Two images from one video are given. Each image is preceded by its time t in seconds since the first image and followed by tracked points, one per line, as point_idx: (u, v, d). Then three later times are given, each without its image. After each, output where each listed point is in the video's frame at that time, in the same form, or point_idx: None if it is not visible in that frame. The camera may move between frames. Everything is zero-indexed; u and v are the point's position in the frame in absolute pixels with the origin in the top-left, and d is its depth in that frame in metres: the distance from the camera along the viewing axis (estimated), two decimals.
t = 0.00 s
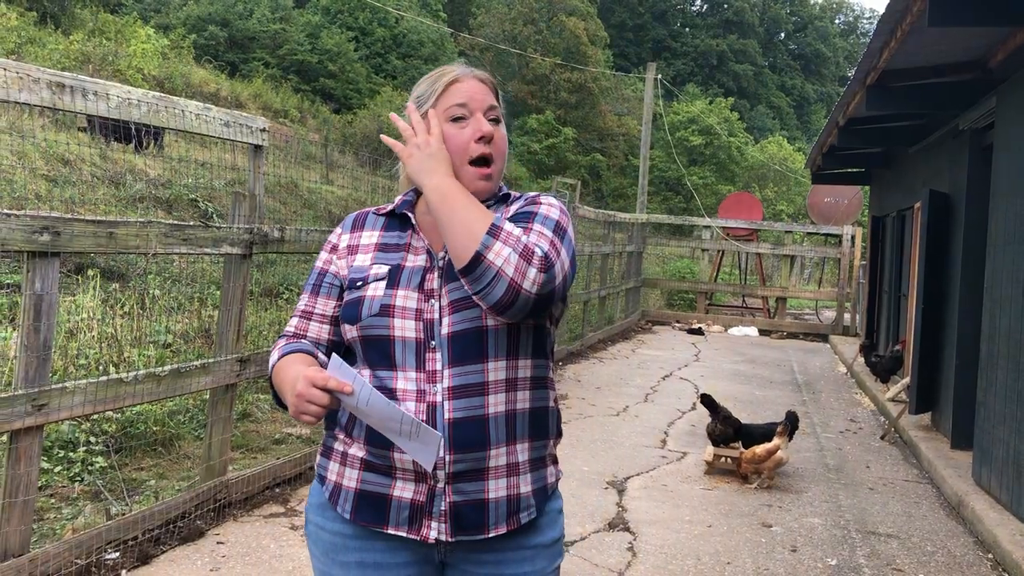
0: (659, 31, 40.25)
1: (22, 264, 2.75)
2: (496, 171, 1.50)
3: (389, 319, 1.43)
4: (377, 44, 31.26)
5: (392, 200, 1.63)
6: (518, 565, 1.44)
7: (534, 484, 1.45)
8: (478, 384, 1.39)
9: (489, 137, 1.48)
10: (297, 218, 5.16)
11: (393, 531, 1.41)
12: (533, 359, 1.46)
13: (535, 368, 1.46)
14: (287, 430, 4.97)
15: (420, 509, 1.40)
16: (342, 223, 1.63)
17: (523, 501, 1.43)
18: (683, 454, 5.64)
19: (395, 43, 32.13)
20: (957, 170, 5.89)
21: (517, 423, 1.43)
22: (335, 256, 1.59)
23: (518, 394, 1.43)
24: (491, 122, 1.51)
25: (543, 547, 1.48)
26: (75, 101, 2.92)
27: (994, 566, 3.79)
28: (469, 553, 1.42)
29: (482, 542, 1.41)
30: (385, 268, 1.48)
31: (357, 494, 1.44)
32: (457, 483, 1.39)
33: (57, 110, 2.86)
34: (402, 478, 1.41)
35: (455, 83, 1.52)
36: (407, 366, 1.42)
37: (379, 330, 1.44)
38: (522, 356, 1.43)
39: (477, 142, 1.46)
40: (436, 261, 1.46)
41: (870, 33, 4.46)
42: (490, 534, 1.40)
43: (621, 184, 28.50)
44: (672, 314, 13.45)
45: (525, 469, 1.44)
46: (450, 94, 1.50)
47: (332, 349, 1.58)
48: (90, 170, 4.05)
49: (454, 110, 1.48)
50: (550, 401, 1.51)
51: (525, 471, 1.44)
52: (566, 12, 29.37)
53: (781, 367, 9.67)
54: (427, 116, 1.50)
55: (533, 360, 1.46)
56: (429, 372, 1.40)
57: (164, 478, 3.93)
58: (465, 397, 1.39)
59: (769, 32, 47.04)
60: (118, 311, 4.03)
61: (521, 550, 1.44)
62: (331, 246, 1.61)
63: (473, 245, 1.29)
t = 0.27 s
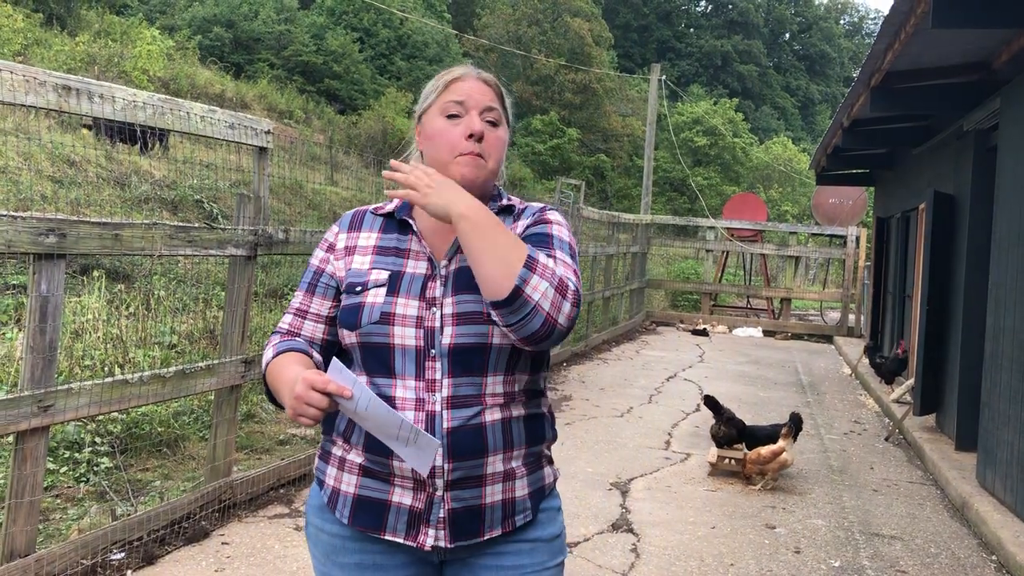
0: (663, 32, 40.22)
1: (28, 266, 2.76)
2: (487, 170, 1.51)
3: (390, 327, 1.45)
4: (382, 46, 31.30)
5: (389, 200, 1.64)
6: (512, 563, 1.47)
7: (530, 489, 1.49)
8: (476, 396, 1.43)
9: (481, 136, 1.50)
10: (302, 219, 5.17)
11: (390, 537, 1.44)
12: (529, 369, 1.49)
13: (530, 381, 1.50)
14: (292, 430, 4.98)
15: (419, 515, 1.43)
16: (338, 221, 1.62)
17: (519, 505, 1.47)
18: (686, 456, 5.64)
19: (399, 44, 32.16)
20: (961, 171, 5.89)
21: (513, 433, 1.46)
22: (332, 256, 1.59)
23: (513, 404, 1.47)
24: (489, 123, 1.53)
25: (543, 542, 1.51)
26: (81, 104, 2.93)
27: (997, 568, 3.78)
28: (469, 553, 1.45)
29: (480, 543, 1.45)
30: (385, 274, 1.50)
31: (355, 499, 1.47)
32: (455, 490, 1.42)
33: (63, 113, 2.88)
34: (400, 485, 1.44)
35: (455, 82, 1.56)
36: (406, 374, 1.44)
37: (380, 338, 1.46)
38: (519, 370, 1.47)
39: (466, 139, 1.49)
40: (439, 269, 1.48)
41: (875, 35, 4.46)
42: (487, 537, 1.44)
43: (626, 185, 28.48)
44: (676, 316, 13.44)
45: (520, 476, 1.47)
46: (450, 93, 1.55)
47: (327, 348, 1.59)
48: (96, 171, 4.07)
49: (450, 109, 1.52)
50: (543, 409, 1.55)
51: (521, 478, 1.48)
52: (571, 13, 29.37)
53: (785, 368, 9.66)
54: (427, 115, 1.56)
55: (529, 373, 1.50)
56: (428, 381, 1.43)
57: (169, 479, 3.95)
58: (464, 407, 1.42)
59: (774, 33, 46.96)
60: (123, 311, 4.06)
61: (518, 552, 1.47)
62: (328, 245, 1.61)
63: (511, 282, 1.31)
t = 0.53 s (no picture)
0: (668, 32, 40.18)
1: (34, 266, 2.78)
2: (499, 157, 1.57)
3: (427, 324, 1.49)
4: (386, 46, 31.34)
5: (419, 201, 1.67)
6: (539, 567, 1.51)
7: (562, 490, 1.53)
8: (513, 396, 1.47)
9: (488, 127, 1.58)
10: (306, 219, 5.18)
11: (423, 536, 1.47)
12: (562, 374, 1.54)
13: (563, 384, 1.55)
14: (296, 430, 4.99)
15: (451, 515, 1.46)
16: (368, 224, 1.65)
17: (549, 507, 1.50)
18: (691, 456, 5.64)
19: (404, 45, 32.18)
20: (966, 171, 5.88)
21: (546, 435, 1.50)
22: (363, 257, 1.62)
23: (546, 407, 1.51)
24: (501, 115, 1.60)
25: (569, 550, 1.54)
26: (88, 106, 2.94)
27: (1003, 569, 3.77)
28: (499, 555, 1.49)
29: (505, 547, 1.48)
30: (419, 273, 1.53)
31: (388, 500, 1.50)
32: (487, 491, 1.46)
33: (69, 114, 2.89)
34: (432, 485, 1.47)
35: (470, 81, 1.66)
36: (444, 372, 1.48)
37: (416, 335, 1.49)
38: (553, 373, 1.52)
39: (474, 129, 1.57)
40: (474, 270, 1.53)
41: (879, 35, 4.45)
42: (517, 539, 1.47)
43: (630, 185, 28.45)
44: (680, 316, 13.42)
45: (553, 477, 1.51)
46: (464, 92, 1.65)
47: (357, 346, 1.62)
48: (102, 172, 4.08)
49: (462, 106, 1.62)
50: (576, 411, 1.58)
51: (553, 480, 1.51)
52: (575, 14, 29.37)
53: (789, 369, 9.65)
54: (446, 115, 1.66)
55: (562, 376, 1.54)
56: (465, 379, 1.47)
57: (174, 479, 3.96)
58: (499, 406, 1.47)
59: (779, 33, 46.87)
60: (128, 311, 4.06)
61: (547, 552, 1.51)
62: (358, 247, 1.64)
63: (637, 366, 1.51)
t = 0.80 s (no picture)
0: (671, 32, 40.16)
1: (38, 265, 2.78)
2: (538, 173, 1.61)
3: (487, 320, 1.51)
4: (390, 47, 31.40)
5: (461, 201, 1.68)
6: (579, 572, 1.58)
7: (606, 494, 1.60)
8: (569, 395, 1.53)
9: (525, 143, 1.62)
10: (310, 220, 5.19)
11: (476, 538, 1.48)
12: (609, 378, 1.62)
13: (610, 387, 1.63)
14: (301, 430, 5.00)
15: (505, 515, 1.48)
16: (412, 220, 1.64)
17: (595, 510, 1.58)
18: (695, 456, 5.64)
19: (407, 45, 32.21)
20: (970, 171, 5.86)
21: (595, 436, 1.58)
22: (410, 253, 1.60)
23: (596, 409, 1.58)
24: (537, 128, 1.63)
25: (605, 553, 1.62)
26: (92, 106, 2.95)
27: (1007, 570, 3.76)
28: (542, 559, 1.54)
29: (558, 549, 1.54)
30: (476, 270, 1.55)
31: (439, 502, 1.49)
32: (542, 489, 1.50)
33: (74, 114, 2.90)
34: (486, 484, 1.48)
35: (506, 90, 1.67)
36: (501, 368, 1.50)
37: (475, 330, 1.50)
38: (605, 374, 1.59)
39: (511, 147, 1.61)
40: (528, 270, 1.57)
41: (884, 34, 4.44)
42: (566, 540, 1.53)
43: (633, 186, 28.43)
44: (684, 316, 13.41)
45: (600, 479, 1.58)
46: (500, 102, 1.67)
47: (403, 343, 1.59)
48: (107, 172, 4.09)
49: (497, 118, 1.65)
50: (618, 415, 1.66)
51: (601, 481, 1.58)
52: (579, 14, 29.38)
53: (793, 369, 9.64)
54: (484, 125, 1.70)
55: (610, 379, 1.63)
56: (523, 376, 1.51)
57: (178, 478, 3.97)
58: (557, 406, 1.52)
59: (783, 33, 46.76)
60: (133, 311, 4.07)
61: (588, 556, 1.58)
62: (403, 243, 1.62)
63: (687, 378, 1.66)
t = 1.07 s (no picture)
0: (675, 32, 40.13)
1: (40, 265, 2.78)
2: (561, 181, 1.60)
3: (513, 316, 1.50)
4: (394, 47, 31.44)
5: (481, 202, 1.67)
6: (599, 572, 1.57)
7: (627, 496, 1.60)
8: (595, 392, 1.52)
9: (549, 151, 1.60)
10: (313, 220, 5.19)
11: (503, 536, 1.47)
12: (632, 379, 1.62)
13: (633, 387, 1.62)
14: (304, 430, 4.99)
15: (533, 512, 1.48)
16: (432, 219, 1.63)
17: (617, 511, 1.57)
18: (699, 456, 5.62)
19: (411, 45, 32.22)
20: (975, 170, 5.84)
21: (619, 435, 1.57)
22: (430, 251, 1.58)
23: (621, 408, 1.58)
24: (560, 134, 1.61)
25: (626, 556, 1.62)
26: (94, 105, 2.94)
27: (1012, 571, 3.74)
28: (562, 561, 1.53)
29: (580, 548, 1.53)
30: (500, 266, 1.54)
31: (464, 501, 1.48)
32: (568, 487, 1.50)
33: (75, 113, 2.89)
34: (513, 481, 1.47)
35: (528, 95, 1.65)
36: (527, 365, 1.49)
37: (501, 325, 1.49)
38: (629, 374, 1.59)
39: (534, 154, 1.60)
40: (552, 268, 1.56)
41: (888, 33, 4.42)
42: (590, 541, 1.53)
43: (637, 185, 28.40)
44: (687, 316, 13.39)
45: (623, 480, 1.58)
46: (523, 108, 1.65)
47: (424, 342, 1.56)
48: (109, 171, 4.09)
49: (520, 124, 1.63)
50: (637, 419, 1.66)
51: (623, 482, 1.58)
52: (582, 13, 29.37)
53: (797, 369, 9.61)
54: (506, 130, 1.68)
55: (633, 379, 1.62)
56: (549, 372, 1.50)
57: (180, 478, 3.97)
58: (582, 403, 1.51)
59: (787, 32, 46.64)
60: (136, 311, 4.07)
61: (608, 557, 1.58)
62: (423, 241, 1.60)
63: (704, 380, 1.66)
